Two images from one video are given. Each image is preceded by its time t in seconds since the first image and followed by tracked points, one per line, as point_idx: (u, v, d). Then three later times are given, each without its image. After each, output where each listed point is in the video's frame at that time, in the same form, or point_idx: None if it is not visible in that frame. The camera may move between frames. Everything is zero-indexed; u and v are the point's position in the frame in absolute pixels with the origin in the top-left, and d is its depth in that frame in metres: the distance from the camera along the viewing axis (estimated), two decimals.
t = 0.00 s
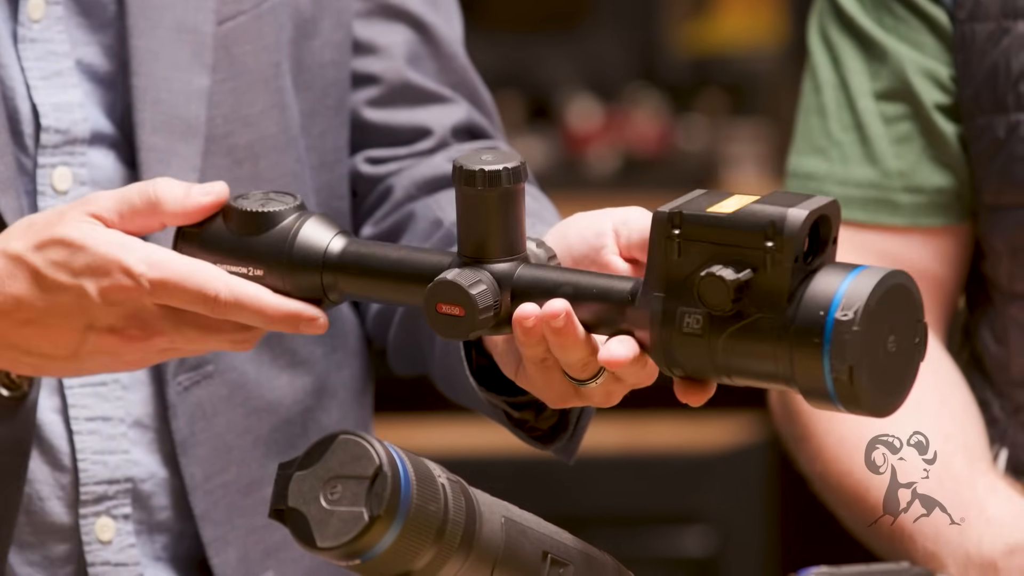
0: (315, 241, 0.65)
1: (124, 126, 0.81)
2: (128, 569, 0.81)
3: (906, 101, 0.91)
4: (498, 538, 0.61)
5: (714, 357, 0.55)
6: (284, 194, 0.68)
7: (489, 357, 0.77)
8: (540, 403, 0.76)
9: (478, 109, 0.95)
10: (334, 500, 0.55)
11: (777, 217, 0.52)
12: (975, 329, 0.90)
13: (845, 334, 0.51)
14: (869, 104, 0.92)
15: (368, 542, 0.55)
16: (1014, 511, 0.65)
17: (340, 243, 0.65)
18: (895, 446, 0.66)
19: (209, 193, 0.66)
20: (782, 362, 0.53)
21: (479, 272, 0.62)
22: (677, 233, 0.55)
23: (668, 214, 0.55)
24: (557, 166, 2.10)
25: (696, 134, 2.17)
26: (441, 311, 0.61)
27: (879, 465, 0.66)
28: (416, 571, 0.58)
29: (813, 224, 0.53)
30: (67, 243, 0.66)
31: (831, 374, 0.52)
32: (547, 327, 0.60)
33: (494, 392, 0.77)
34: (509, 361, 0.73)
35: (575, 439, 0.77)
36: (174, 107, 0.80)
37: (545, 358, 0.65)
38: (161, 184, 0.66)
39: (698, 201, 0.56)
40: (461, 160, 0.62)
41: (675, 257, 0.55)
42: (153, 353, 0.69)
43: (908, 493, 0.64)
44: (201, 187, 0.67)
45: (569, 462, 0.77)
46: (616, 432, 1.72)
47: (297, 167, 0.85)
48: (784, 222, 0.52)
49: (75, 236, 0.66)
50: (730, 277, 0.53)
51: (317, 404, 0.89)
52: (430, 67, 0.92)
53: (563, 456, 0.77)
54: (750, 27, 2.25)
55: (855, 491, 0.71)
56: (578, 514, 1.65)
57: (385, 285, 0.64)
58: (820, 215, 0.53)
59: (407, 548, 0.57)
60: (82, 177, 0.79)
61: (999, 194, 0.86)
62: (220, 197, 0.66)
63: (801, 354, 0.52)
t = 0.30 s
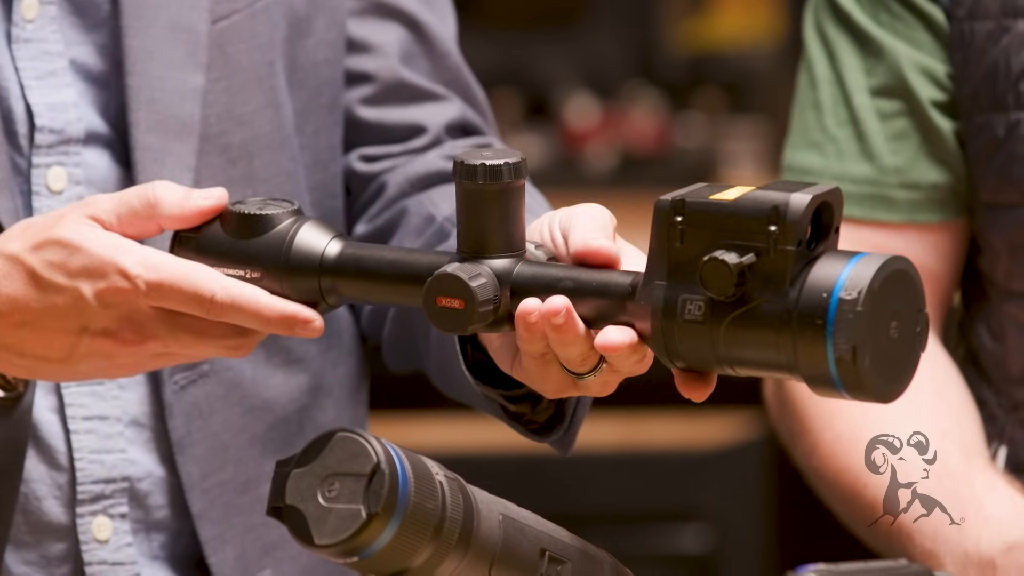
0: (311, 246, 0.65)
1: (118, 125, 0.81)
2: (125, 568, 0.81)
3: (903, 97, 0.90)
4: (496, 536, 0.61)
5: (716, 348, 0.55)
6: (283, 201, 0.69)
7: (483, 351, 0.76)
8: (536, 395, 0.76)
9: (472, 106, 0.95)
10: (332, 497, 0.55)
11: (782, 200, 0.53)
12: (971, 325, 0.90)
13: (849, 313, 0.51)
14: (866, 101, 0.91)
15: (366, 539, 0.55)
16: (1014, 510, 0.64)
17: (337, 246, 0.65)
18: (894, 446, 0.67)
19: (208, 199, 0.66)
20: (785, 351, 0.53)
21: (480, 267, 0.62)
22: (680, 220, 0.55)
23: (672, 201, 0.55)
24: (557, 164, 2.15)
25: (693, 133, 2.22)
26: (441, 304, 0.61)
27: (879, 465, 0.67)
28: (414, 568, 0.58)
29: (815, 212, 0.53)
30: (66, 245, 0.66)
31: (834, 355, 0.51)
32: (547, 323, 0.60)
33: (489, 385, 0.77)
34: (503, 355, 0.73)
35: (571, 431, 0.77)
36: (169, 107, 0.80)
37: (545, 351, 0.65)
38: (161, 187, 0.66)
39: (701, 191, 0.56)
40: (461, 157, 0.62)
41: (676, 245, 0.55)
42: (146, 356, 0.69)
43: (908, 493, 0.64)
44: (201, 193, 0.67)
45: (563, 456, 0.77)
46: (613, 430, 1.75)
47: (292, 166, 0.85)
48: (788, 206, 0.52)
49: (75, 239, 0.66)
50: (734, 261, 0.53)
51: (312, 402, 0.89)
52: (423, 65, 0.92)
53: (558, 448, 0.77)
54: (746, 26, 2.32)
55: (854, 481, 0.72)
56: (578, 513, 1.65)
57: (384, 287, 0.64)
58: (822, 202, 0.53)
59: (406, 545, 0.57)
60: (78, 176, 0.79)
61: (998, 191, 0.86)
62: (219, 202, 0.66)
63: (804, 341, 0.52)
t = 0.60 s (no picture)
0: (312, 231, 0.66)
1: (112, 115, 0.81)
2: (123, 557, 0.81)
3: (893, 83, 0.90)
4: (495, 524, 0.61)
5: (721, 323, 0.56)
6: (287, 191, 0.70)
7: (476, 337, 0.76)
8: (527, 382, 0.77)
9: (466, 95, 0.95)
10: (331, 485, 0.55)
11: (790, 162, 0.54)
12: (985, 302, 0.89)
13: (855, 269, 0.52)
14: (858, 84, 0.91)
15: (365, 528, 0.56)
16: None
17: (338, 232, 0.66)
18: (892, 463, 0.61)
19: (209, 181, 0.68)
20: (790, 322, 0.54)
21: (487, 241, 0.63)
22: (691, 185, 0.56)
23: (685, 167, 0.57)
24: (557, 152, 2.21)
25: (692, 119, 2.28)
26: (445, 272, 0.62)
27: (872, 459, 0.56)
28: (413, 556, 0.58)
29: (824, 179, 0.54)
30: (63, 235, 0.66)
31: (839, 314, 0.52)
32: (554, 295, 0.61)
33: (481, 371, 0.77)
34: (496, 336, 0.73)
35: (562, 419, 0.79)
36: (163, 97, 0.80)
37: (542, 331, 0.65)
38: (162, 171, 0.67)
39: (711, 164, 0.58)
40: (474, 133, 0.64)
41: (684, 215, 0.56)
42: (143, 347, 0.68)
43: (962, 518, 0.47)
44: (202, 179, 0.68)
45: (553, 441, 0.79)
46: (609, 417, 1.71)
47: (287, 155, 0.85)
48: (797, 171, 0.54)
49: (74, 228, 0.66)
50: (741, 222, 0.54)
51: (308, 391, 0.89)
52: (418, 53, 0.92)
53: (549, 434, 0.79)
54: (747, 14, 2.32)
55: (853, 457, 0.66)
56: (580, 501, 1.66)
57: (385, 270, 0.65)
58: (830, 169, 0.54)
59: (405, 533, 0.57)
60: (72, 166, 0.79)
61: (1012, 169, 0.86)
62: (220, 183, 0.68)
63: (806, 310, 0.53)
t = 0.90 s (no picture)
0: (313, 233, 0.66)
1: (107, 114, 0.81)
2: (119, 557, 0.80)
3: (897, 52, 0.98)
4: (496, 523, 0.61)
5: (719, 320, 0.57)
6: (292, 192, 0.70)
7: (475, 333, 0.76)
8: (525, 378, 0.77)
9: (463, 92, 0.95)
10: (331, 485, 0.55)
11: (789, 152, 0.55)
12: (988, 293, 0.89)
13: (850, 254, 0.53)
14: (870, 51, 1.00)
15: (365, 527, 0.55)
16: None
17: (338, 233, 0.67)
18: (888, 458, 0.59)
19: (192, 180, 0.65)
20: (785, 317, 0.55)
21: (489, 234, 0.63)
22: (689, 176, 0.57)
23: (683, 159, 0.57)
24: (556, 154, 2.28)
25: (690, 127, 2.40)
26: (443, 263, 0.62)
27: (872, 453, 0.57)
28: (413, 556, 0.58)
29: (823, 171, 0.56)
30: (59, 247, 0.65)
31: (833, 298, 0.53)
32: (547, 288, 0.61)
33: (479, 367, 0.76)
34: (496, 331, 0.73)
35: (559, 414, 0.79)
36: (157, 96, 0.80)
37: (539, 329, 0.65)
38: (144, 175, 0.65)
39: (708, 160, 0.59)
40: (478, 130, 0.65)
41: (683, 206, 0.57)
42: (140, 354, 0.68)
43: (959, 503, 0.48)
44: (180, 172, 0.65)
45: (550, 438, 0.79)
46: (613, 417, 1.76)
47: (283, 153, 0.85)
48: (796, 163, 0.55)
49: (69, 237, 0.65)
50: (739, 211, 0.55)
51: (304, 389, 0.89)
52: (413, 50, 0.93)
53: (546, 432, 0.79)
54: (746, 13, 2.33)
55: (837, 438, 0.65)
56: (577, 498, 1.66)
57: (385, 271, 0.65)
58: (829, 162, 0.56)
59: (406, 533, 0.57)
60: (67, 165, 0.79)
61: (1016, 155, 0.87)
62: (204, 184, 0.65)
63: (801, 301, 0.54)
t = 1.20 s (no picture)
0: (325, 208, 0.69)
1: (99, 115, 0.81)
2: (114, 559, 0.81)
3: (903, 45, 0.99)
4: (494, 524, 0.60)
5: (722, 333, 0.57)
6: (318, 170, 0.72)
7: (465, 348, 0.79)
8: (515, 398, 0.79)
9: (457, 90, 0.95)
10: (330, 486, 0.55)
11: (825, 175, 0.58)
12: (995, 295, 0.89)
13: (869, 255, 0.54)
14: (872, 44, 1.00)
15: (364, 528, 0.55)
16: None
17: (350, 210, 0.69)
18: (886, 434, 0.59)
19: (142, 199, 0.62)
20: (787, 335, 0.55)
21: (509, 207, 0.67)
22: (723, 178, 0.59)
23: (720, 168, 0.60)
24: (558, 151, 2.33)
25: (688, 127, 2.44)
26: (458, 223, 0.64)
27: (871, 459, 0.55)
28: (411, 557, 0.58)
29: (852, 203, 0.58)
30: (48, 268, 0.66)
31: (842, 296, 0.53)
32: (552, 271, 0.62)
33: (468, 384, 0.79)
34: (486, 334, 0.75)
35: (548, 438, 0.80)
36: (149, 97, 0.80)
37: (534, 321, 0.66)
38: (101, 190, 0.63)
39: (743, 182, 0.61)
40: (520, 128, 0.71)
41: (711, 204, 0.59)
42: (152, 345, 0.71)
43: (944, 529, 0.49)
44: (133, 186, 0.62)
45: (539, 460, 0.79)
46: (613, 418, 1.75)
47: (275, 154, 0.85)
48: (830, 181, 0.57)
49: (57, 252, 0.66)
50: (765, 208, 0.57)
51: (299, 389, 0.89)
52: (408, 49, 0.93)
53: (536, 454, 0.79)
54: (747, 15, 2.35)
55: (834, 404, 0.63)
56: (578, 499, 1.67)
57: (391, 249, 0.67)
58: (860, 196, 0.58)
59: (405, 534, 0.57)
60: (61, 167, 0.79)
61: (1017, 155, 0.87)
62: (152, 207, 0.62)
63: (806, 317, 0.54)
